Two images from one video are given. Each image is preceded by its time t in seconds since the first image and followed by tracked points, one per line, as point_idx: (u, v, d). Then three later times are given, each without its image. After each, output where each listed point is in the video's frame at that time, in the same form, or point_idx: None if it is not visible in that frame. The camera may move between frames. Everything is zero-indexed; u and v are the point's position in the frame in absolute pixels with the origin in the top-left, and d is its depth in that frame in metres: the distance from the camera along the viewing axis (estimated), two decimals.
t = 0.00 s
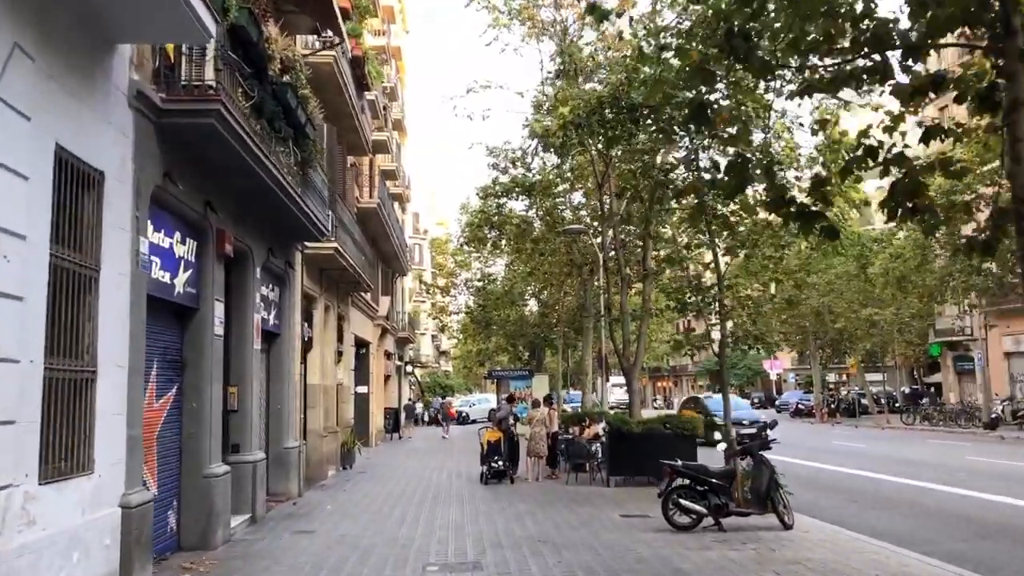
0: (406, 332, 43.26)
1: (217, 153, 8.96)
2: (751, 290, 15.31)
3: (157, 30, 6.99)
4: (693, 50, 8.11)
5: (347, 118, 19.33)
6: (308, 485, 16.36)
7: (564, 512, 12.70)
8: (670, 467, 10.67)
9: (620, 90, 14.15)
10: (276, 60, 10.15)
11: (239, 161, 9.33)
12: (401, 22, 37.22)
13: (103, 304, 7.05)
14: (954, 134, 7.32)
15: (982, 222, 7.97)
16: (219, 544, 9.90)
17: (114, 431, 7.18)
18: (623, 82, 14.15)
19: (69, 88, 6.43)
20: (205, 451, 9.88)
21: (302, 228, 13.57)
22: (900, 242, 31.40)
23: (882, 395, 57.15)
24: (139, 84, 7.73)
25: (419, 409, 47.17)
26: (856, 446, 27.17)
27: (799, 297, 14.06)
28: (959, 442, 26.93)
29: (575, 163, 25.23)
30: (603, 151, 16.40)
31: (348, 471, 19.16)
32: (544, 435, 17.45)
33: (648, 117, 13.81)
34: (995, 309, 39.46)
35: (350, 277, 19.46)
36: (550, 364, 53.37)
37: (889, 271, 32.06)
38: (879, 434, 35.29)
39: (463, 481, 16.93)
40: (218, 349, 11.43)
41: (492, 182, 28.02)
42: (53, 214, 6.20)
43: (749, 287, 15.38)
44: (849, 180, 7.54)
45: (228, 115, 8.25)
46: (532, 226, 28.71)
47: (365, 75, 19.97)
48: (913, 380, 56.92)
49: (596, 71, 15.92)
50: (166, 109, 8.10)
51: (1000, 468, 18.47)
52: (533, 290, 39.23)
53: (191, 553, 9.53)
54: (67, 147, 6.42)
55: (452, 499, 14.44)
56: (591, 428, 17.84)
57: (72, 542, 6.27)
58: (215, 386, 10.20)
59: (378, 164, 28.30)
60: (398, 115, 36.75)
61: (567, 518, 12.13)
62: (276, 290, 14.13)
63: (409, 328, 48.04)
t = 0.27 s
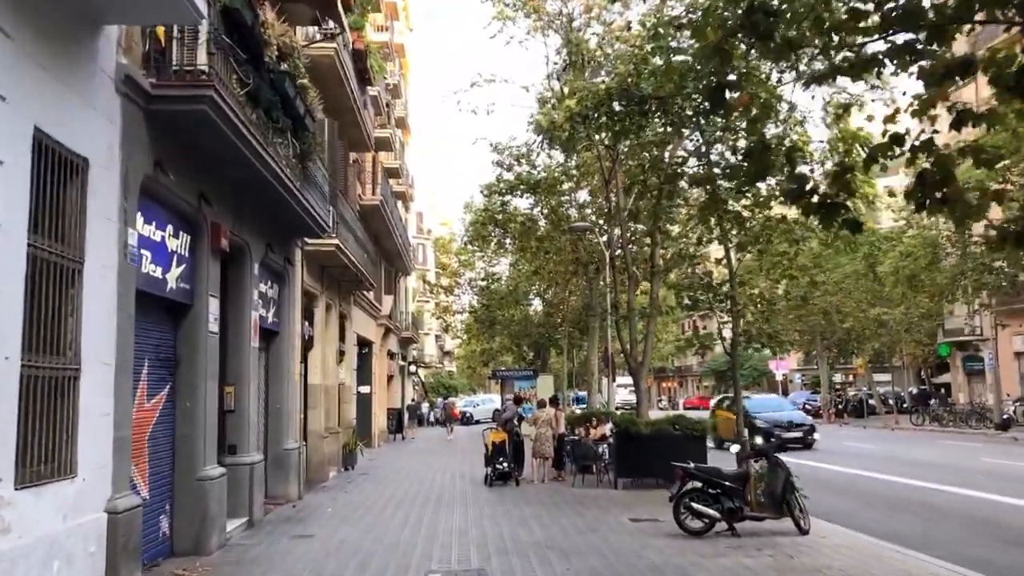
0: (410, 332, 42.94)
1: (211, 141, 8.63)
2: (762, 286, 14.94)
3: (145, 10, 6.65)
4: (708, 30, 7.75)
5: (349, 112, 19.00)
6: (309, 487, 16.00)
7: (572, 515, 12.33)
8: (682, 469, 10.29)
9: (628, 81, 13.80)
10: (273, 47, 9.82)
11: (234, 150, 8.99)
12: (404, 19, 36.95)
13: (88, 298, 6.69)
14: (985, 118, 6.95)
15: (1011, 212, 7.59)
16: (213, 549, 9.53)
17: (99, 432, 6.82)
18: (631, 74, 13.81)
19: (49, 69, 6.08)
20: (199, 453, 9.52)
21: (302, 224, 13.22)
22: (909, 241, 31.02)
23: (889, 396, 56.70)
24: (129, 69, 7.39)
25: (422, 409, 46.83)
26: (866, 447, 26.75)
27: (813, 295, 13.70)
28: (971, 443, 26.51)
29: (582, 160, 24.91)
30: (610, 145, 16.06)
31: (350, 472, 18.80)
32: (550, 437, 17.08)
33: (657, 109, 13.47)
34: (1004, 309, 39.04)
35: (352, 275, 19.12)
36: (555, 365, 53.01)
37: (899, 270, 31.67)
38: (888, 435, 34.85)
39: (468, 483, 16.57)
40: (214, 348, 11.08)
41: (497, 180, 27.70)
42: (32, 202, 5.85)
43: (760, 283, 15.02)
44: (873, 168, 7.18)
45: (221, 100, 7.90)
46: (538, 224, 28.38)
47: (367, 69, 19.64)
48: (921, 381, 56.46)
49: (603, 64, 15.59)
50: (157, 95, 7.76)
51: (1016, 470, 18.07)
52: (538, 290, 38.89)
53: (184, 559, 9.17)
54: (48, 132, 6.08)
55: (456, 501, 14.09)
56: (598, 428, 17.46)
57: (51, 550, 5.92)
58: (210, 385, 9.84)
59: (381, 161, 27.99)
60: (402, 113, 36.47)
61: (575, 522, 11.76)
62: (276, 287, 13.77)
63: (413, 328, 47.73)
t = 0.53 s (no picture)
0: (413, 332, 42.70)
1: (201, 134, 8.33)
2: (771, 284, 14.61)
3: None
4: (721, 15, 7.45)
5: (350, 109, 18.72)
6: (309, 490, 15.70)
7: (576, 520, 12.03)
8: (691, 474, 9.96)
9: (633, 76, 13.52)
10: (267, 37, 9.53)
11: (227, 143, 8.69)
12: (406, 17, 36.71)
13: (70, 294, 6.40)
14: (1013, 105, 6.63)
15: None
16: (206, 555, 9.23)
17: (82, 434, 6.54)
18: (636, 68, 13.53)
19: (25, 55, 5.80)
20: (191, 457, 9.22)
21: (300, 221, 12.92)
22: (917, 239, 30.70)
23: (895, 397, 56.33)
24: (116, 57, 7.10)
25: (426, 410, 46.54)
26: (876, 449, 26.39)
27: (825, 295, 13.35)
28: (981, 446, 26.17)
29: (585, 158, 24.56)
30: (614, 141, 15.79)
31: (351, 475, 18.49)
32: (554, 439, 16.76)
33: (663, 104, 13.16)
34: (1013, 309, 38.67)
35: (353, 274, 18.83)
36: (559, 365, 52.66)
37: (907, 269, 31.32)
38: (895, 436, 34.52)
39: (470, 486, 16.25)
40: (209, 348, 10.79)
41: (500, 178, 27.41)
42: (7, 193, 5.57)
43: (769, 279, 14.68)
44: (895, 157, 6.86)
45: (213, 91, 7.61)
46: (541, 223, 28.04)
47: (368, 64, 19.34)
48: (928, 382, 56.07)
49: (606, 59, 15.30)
50: (145, 86, 7.47)
51: None
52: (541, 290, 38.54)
53: (175, 566, 8.88)
54: (25, 119, 5.78)
55: (458, 505, 13.78)
56: (603, 430, 17.14)
57: (25, 558, 5.62)
58: (203, 386, 9.55)
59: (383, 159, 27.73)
60: (404, 112, 36.18)
61: (580, 527, 11.46)
62: (274, 286, 13.48)
63: (416, 329, 47.51)
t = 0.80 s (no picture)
0: (415, 332, 42.36)
1: (190, 121, 7.91)
2: (782, 282, 14.20)
3: None
4: None
5: (350, 104, 18.34)
6: (307, 493, 15.31)
7: (581, 525, 11.64)
8: (703, 478, 9.53)
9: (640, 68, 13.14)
10: (261, 22, 9.13)
11: (217, 131, 8.27)
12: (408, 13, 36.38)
13: (47, 289, 6.01)
14: None
15: None
16: (197, 564, 8.83)
17: (61, 438, 6.14)
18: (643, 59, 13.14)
19: None
20: (180, 460, 8.82)
21: (298, 217, 12.52)
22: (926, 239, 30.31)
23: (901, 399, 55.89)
24: (98, 40, 6.70)
25: (428, 411, 46.15)
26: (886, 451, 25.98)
27: (840, 294, 12.92)
28: (992, 448, 25.76)
29: (590, 155, 24.15)
30: (619, 136, 15.42)
31: (351, 478, 18.08)
32: (559, 441, 16.37)
33: (671, 96, 12.76)
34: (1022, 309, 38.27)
35: (353, 272, 18.44)
36: (562, 366, 52.22)
37: (915, 269, 30.92)
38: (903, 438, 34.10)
39: (473, 489, 15.85)
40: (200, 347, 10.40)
41: (503, 175, 27.04)
42: None
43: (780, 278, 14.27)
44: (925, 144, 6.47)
45: (201, 75, 7.22)
46: (545, 221, 27.63)
47: (369, 58, 18.95)
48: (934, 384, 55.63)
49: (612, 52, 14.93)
50: (129, 70, 7.07)
51: None
52: (545, 289, 38.12)
53: None
54: None
55: (460, 509, 13.37)
56: (609, 433, 16.73)
57: None
58: (193, 387, 9.14)
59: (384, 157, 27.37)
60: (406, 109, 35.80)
61: (585, 533, 11.07)
62: (270, 283, 13.06)
63: (418, 329, 47.15)
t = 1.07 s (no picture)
0: (418, 332, 42.02)
1: (180, 108, 7.54)
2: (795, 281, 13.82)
3: None
4: None
5: (351, 98, 17.99)
6: (306, 496, 14.96)
7: (588, 530, 11.28)
8: (716, 483, 9.20)
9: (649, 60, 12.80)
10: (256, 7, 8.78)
11: (209, 119, 7.91)
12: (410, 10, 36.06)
13: (25, 283, 5.65)
14: None
15: None
16: (189, 571, 8.47)
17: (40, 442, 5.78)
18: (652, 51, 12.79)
19: None
20: (172, 463, 8.47)
21: (296, 212, 12.16)
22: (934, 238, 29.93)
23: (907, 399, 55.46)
24: (83, 21, 6.34)
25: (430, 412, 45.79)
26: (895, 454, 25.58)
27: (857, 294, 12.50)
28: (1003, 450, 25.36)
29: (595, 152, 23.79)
30: (626, 130, 15.07)
31: (352, 480, 17.74)
32: (563, 443, 16.00)
33: (681, 89, 12.41)
34: None
35: (354, 270, 18.08)
36: (565, 367, 51.88)
37: (923, 268, 30.54)
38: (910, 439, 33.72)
39: (476, 492, 15.50)
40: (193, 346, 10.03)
41: (506, 173, 26.68)
42: None
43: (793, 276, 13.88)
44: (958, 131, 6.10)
45: (192, 59, 6.86)
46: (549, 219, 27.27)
47: (370, 52, 18.59)
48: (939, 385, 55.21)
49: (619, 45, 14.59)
50: (116, 53, 6.71)
51: None
52: (548, 289, 37.76)
53: None
54: None
55: (463, 513, 13.02)
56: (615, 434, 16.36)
57: None
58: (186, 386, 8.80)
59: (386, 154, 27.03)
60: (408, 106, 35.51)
61: (593, 538, 10.71)
62: (267, 281, 12.71)
63: (420, 328, 46.82)
